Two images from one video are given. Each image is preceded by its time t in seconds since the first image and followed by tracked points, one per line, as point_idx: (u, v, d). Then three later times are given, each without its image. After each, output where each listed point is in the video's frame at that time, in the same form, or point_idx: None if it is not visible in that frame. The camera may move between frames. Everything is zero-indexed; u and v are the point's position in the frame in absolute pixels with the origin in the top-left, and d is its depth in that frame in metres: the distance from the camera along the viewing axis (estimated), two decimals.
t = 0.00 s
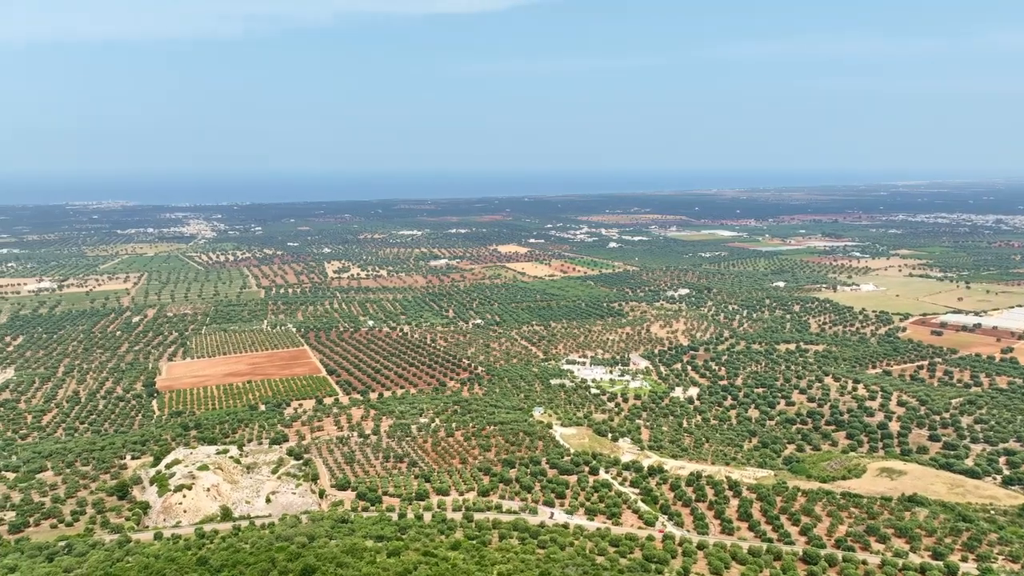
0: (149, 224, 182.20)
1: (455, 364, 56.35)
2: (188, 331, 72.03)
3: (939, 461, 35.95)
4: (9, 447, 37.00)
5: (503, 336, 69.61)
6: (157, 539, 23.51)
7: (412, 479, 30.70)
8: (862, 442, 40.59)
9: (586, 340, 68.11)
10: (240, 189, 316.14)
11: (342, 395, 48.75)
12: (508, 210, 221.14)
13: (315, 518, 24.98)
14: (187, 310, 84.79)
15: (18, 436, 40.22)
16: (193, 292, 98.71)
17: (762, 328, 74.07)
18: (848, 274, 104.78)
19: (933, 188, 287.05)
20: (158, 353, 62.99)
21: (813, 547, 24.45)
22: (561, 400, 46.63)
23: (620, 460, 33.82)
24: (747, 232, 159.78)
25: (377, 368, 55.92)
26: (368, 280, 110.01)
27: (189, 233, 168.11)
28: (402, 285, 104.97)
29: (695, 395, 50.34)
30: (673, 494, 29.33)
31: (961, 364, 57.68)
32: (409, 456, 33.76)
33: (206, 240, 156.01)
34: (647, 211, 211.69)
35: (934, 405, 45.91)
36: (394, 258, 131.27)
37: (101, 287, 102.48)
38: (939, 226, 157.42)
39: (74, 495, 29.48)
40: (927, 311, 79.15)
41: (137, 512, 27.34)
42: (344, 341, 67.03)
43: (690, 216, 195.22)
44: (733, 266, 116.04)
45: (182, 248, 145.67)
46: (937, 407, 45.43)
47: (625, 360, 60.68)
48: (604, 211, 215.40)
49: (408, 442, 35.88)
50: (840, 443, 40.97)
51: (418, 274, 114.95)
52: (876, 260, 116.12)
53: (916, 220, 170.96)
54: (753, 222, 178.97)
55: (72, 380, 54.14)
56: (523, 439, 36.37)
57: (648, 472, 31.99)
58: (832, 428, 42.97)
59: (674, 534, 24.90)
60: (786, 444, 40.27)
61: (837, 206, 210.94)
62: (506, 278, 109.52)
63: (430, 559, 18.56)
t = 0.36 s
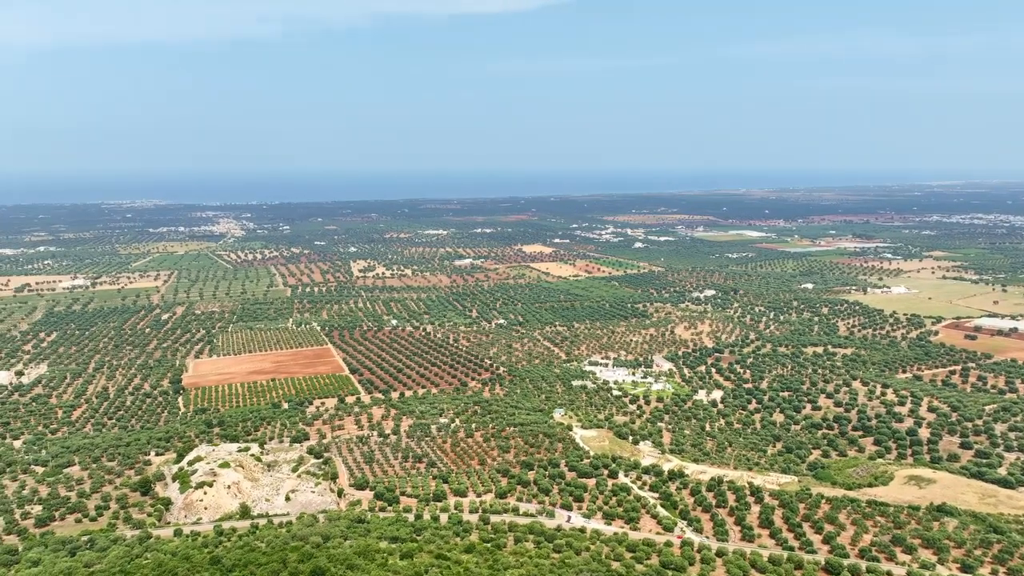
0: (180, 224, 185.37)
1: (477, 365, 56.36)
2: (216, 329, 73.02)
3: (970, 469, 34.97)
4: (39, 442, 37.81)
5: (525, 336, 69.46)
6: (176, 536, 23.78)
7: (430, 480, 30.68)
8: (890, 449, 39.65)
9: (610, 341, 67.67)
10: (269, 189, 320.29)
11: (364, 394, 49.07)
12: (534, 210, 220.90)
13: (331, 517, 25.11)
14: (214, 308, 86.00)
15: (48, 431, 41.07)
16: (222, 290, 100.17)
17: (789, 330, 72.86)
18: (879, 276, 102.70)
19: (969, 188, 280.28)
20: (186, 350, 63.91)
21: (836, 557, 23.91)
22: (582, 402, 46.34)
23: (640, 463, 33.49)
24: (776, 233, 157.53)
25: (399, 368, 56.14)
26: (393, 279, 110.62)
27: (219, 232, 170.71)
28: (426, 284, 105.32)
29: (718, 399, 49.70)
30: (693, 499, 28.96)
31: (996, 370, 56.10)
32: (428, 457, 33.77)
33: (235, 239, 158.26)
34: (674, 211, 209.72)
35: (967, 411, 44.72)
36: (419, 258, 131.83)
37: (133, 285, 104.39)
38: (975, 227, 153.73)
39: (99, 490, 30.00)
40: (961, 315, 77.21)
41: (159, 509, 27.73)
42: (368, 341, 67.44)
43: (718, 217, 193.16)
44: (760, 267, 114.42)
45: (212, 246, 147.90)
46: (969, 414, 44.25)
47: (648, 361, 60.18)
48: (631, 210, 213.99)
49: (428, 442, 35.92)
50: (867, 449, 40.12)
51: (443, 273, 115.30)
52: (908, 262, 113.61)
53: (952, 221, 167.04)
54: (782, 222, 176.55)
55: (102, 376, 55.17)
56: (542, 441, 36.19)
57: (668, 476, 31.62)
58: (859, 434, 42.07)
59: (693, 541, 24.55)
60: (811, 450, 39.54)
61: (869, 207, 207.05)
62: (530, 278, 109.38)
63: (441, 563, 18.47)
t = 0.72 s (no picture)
0: (211, 222, 188.22)
1: (498, 365, 56.29)
2: (242, 327, 73.94)
3: (1003, 480, 33.96)
4: (68, 437, 38.57)
5: (548, 337, 69.23)
6: (196, 533, 24.08)
7: (449, 481, 30.64)
8: (920, 456, 38.73)
9: (633, 342, 67.15)
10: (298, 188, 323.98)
11: (385, 394, 49.32)
12: (559, 209, 220.33)
13: (348, 517, 25.16)
14: (242, 307, 87.16)
15: (77, 426, 41.86)
16: (249, 289, 101.46)
17: (817, 333, 71.60)
18: (912, 278, 100.51)
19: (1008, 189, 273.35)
20: (212, 347, 64.84)
21: (859, 568, 23.35)
22: (603, 404, 45.98)
23: (661, 467, 33.10)
24: (806, 234, 155.09)
25: (421, 367, 56.29)
26: (418, 279, 111.08)
27: (248, 230, 173.08)
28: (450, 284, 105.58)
29: (743, 402, 48.97)
30: (714, 505, 28.50)
31: None
32: (447, 457, 33.77)
33: (264, 237, 160.30)
34: (702, 211, 207.43)
35: (1000, 419, 43.48)
36: (444, 258, 132.27)
37: (163, 283, 106.23)
38: (1014, 229, 149.71)
39: (123, 485, 30.47)
40: (996, 319, 75.21)
41: (181, 505, 28.09)
42: (391, 340, 67.76)
43: (746, 217, 190.83)
44: (789, 268, 112.61)
45: (241, 245, 150.04)
46: (1003, 421, 43.02)
47: (672, 363, 59.55)
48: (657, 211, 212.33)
49: (447, 443, 35.90)
50: (896, 456, 39.20)
51: (467, 273, 115.47)
52: (943, 265, 111.00)
53: (989, 223, 162.87)
54: (812, 223, 173.83)
55: (131, 372, 56.15)
56: (562, 443, 35.94)
57: (688, 482, 31.18)
58: (888, 441, 41.13)
59: (712, 548, 24.15)
60: (837, 456, 38.74)
61: (903, 208, 202.91)
62: (555, 278, 109.11)
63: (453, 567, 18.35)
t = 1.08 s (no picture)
0: (236, 222, 190.49)
1: (517, 366, 56.19)
2: (264, 325, 74.68)
3: None
4: (92, 433, 39.18)
5: (568, 338, 68.93)
6: (211, 530, 24.28)
7: (464, 482, 30.57)
8: (946, 463, 37.87)
9: (654, 344, 66.62)
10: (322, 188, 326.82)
11: (404, 393, 49.50)
12: (582, 209, 219.62)
13: (361, 517, 25.11)
14: (265, 305, 88.03)
15: (101, 422, 42.49)
16: (272, 288, 102.39)
17: (841, 336, 70.43)
18: (941, 281, 98.50)
19: None
20: (235, 346, 65.55)
21: None
22: (621, 406, 45.64)
23: (678, 471, 32.72)
24: (832, 235, 152.73)
25: (440, 367, 56.37)
26: (439, 278, 111.33)
27: (273, 229, 174.84)
28: (471, 284, 105.69)
29: (764, 406, 48.32)
30: (732, 511, 28.08)
31: None
32: (463, 458, 33.71)
33: (288, 237, 161.87)
34: (726, 211, 205.43)
35: None
36: (466, 257, 132.48)
37: (189, 281, 107.73)
38: None
39: (143, 482, 30.84)
40: None
41: (198, 503, 28.39)
42: (411, 339, 67.96)
43: (771, 218, 188.46)
44: (814, 270, 111.02)
45: (265, 244, 151.62)
46: None
47: (692, 365, 58.96)
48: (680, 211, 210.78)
49: (464, 443, 35.88)
50: (921, 463, 38.37)
51: (489, 273, 115.51)
52: (973, 267, 108.62)
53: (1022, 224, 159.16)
54: (838, 224, 171.17)
55: (155, 370, 56.95)
56: (579, 445, 35.72)
57: (706, 486, 30.78)
58: (913, 447, 40.25)
59: (728, 555, 23.78)
60: (859, 462, 38.04)
61: (933, 209, 199.09)
62: (576, 278, 108.73)
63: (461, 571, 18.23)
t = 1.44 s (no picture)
0: (262, 220, 192.63)
1: (536, 367, 55.98)
2: (286, 324, 75.32)
3: None
4: (115, 429, 39.78)
5: (588, 339, 68.54)
6: (225, 529, 24.46)
7: (479, 484, 30.49)
8: (973, 471, 36.95)
9: (675, 346, 65.99)
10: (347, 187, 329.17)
11: (423, 393, 49.56)
12: (605, 209, 218.67)
13: (375, 518, 25.14)
14: (287, 304, 88.78)
15: (124, 418, 43.11)
16: (295, 286, 103.23)
17: (867, 339, 69.15)
18: (971, 283, 96.36)
19: None
20: (257, 344, 66.17)
21: None
22: (640, 408, 45.23)
23: (696, 475, 32.32)
24: (859, 236, 150.27)
25: (459, 367, 56.36)
26: (460, 278, 111.44)
27: (297, 229, 176.47)
28: (492, 284, 105.65)
29: (786, 410, 47.59)
30: (749, 517, 27.66)
31: None
32: (479, 459, 33.61)
33: (312, 236, 163.26)
34: (751, 211, 203.16)
35: None
36: (487, 257, 132.50)
37: (214, 280, 109.08)
38: None
39: (162, 479, 31.18)
40: None
41: (215, 501, 28.63)
42: (430, 339, 68.10)
43: (797, 218, 185.95)
44: (840, 271, 109.28)
45: (289, 243, 153.01)
46: None
47: (713, 368, 58.26)
48: (704, 211, 208.91)
49: (480, 444, 35.78)
50: (947, 471, 37.48)
51: (510, 273, 115.41)
52: (1005, 269, 106.15)
53: None
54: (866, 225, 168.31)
55: (178, 367, 57.67)
56: (596, 448, 35.44)
57: (724, 491, 30.36)
58: (939, 454, 39.32)
59: (745, 562, 23.40)
60: (883, 468, 37.27)
61: (964, 209, 195.17)
62: (597, 279, 108.20)
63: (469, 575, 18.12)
